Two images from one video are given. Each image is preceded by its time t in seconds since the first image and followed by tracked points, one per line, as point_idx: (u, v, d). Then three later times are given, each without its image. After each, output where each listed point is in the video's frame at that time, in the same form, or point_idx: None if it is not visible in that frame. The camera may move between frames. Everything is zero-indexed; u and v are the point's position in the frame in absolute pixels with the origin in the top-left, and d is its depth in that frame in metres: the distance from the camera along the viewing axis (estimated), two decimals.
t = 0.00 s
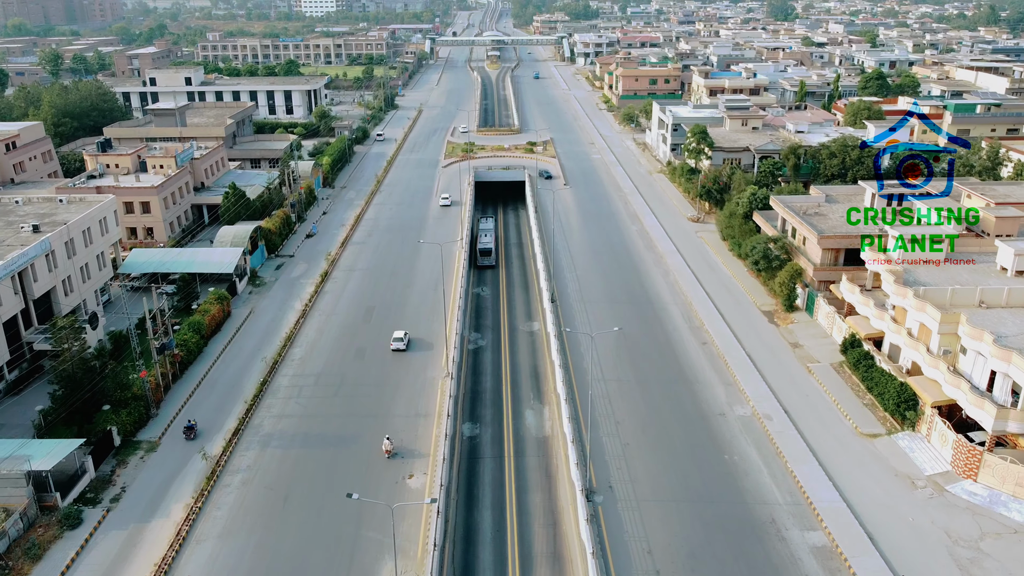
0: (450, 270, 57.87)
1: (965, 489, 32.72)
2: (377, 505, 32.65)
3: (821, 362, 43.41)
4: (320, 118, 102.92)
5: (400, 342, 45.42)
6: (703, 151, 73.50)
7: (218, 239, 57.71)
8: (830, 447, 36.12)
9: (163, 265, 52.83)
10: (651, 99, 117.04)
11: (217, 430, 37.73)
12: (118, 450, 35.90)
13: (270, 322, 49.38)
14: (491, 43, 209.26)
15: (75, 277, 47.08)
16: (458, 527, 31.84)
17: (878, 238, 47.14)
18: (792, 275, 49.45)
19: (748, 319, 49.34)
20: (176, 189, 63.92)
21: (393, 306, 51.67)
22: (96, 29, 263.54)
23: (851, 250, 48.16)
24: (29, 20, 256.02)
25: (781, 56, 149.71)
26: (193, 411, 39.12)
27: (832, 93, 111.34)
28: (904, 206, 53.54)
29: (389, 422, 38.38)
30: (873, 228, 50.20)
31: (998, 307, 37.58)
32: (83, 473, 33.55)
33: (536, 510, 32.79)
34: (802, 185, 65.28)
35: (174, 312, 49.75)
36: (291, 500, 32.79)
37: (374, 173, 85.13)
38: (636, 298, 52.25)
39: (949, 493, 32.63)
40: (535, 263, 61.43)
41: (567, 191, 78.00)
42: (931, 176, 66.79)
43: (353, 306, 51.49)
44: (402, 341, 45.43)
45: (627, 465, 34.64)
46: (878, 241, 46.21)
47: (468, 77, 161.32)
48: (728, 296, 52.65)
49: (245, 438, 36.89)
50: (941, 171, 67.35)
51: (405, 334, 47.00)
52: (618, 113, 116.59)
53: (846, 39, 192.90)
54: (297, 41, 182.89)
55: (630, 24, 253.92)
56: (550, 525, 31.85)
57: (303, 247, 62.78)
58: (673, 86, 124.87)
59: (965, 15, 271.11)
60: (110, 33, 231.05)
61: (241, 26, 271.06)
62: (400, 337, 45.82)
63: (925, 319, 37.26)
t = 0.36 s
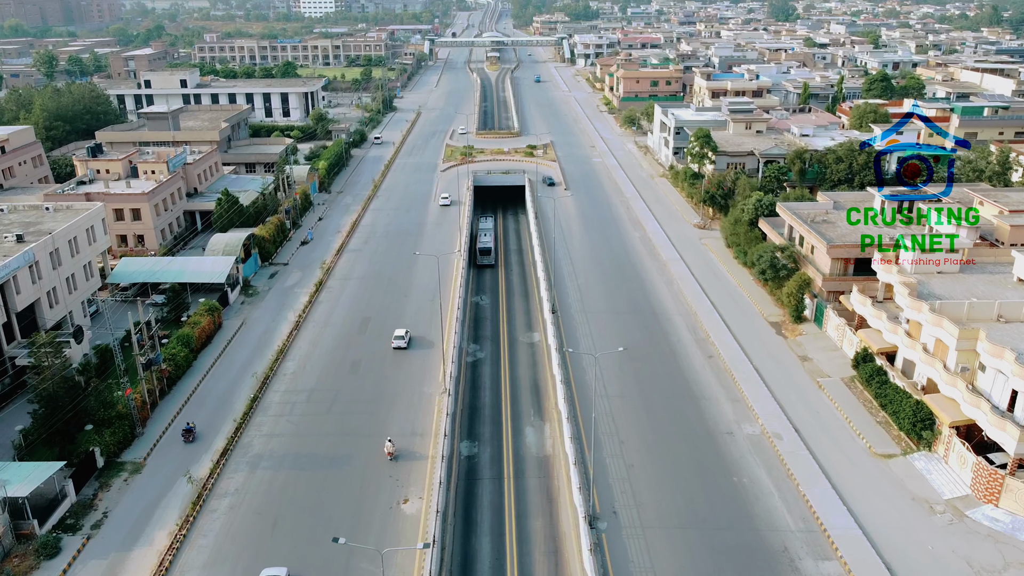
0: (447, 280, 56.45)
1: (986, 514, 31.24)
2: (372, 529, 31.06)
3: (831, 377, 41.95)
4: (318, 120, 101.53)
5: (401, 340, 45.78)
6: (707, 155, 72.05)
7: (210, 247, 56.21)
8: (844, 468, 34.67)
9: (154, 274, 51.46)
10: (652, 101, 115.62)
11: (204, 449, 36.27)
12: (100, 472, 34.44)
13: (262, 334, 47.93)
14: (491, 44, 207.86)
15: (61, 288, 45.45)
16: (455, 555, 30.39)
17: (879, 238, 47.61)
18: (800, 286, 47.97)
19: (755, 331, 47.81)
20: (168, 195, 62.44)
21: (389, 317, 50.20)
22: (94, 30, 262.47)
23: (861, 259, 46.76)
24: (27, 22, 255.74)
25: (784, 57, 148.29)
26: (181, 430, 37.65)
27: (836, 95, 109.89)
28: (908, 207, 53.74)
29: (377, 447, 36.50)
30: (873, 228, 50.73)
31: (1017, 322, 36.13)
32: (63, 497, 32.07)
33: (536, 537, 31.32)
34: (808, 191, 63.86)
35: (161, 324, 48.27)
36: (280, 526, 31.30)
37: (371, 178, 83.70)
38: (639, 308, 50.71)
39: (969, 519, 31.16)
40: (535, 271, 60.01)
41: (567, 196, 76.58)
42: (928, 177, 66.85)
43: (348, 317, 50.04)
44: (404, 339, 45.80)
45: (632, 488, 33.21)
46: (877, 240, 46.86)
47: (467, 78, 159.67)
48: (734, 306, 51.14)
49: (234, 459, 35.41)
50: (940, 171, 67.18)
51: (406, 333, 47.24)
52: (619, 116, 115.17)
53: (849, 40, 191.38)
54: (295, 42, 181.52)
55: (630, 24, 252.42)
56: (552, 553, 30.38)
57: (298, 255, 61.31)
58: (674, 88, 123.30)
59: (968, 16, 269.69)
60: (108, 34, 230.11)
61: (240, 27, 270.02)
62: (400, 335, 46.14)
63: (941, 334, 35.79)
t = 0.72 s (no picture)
0: (445, 289, 55.02)
1: (1009, 542, 29.67)
2: (365, 554, 29.89)
3: (843, 393, 40.45)
4: (314, 123, 100.11)
5: (404, 337, 46.18)
6: (710, 160, 70.55)
7: (201, 256, 54.77)
8: (858, 491, 33.17)
9: (143, 283, 50.06)
10: (654, 103, 114.12)
11: (191, 471, 34.81)
12: (82, 495, 32.99)
13: (253, 347, 46.45)
14: (490, 45, 206.41)
15: (45, 300, 43.84)
16: None
17: (878, 239, 48.09)
18: (809, 296, 46.50)
19: (762, 344, 46.36)
20: (159, 202, 60.96)
21: (384, 328, 48.71)
22: (92, 31, 261.22)
23: (872, 269, 45.29)
24: (24, 24, 255.13)
25: (787, 58, 146.89)
26: (166, 451, 36.17)
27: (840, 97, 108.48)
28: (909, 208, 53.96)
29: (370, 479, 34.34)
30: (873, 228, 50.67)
31: None
32: (42, 523, 30.60)
33: (537, 566, 29.85)
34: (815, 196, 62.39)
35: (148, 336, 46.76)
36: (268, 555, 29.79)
37: (368, 182, 82.20)
38: (643, 318, 49.23)
39: (992, 547, 29.62)
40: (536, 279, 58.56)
41: (568, 202, 75.12)
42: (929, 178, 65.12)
43: (342, 328, 48.60)
44: (406, 336, 46.17)
45: (637, 514, 31.74)
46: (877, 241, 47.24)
47: (467, 80, 158.18)
48: (740, 317, 49.68)
49: (221, 483, 33.95)
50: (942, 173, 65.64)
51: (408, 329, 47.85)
52: (620, 118, 113.76)
53: (851, 41, 190.13)
54: (293, 44, 180.05)
55: (630, 26, 251.13)
56: None
57: (292, 263, 59.83)
58: (676, 90, 121.72)
59: (970, 16, 268.38)
60: (105, 35, 228.69)
61: (237, 28, 268.64)
62: (402, 333, 46.48)
63: (959, 351, 34.29)
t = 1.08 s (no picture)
0: (442, 301, 53.60)
1: None
2: None
3: (855, 410, 38.96)
4: (311, 127, 98.64)
5: (405, 335, 46.88)
6: (714, 165, 69.10)
7: (192, 266, 53.29)
8: (875, 517, 31.63)
9: (132, 295, 48.71)
10: (656, 106, 112.63)
11: (176, 496, 33.28)
12: (62, 521, 31.53)
13: (244, 362, 44.99)
14: (490, 45, 204.74)
15: (28, 314, 42.26)
16: None
17: (878, 238, 49.28)
18: (818, 308, 45.02)
19: (770, 358, 44.84)
20: (150, 209, 59.47)
21: (379, 341, 47.25)
22: (89, 33, 259.62)
23: (883, 280, 43.81)
24: (21, 25, 253.80)
25: (789, 60, 145.46)
26: (151, 474, 34.67)
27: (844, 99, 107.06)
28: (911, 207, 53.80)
29: (364, 488, 33.82)
30: (873, 228, 51.44)
31: None
32: (19, 553, 29.07)
33: None
34: (822, 203, 60.93)
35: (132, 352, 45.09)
36: None
37: (365, 187, 80.73)
38: (646, 331, 47.70)
39: None
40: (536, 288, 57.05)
41: (570, 208, 73.65)
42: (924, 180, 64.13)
43: (337, 341, 47.14)
44: (407, 335, 46.88)
45: (643, 543, 30.24)
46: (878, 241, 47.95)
47: (466, 82, 156.71)
48: (747, 329, 48.20)
49: (207, 509, 32.42)
50: (942, 172, 64.14)
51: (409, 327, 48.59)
52: (621, 121, 112.36)
53: (853, 42, 188.79)
54: (290, 45, 178.48)
55: (631, 26, 249.66)
56: None
57: (286, 271, 58.37)
58: (678, 92, 120.22)
59: (972, 16, 266.86)
60: (102, 36, 227.02)
61: (236, 29, 267.07)
62: (403, 331, 47.25)
63: (979, 369, 32.87)
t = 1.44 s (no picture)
0: (441, 312, 52.20)
1: None
2: None
3: (869, 429, 37.46)
4: (308, 130, 97.18)
5: (407, 333, 47.62)
6: (718, 169, 67.56)
7: (183, 275, 51.81)
8: (894, 545, 30.09)
9: (119, 306, 47.24)
10: (658, 108, 111.15)
11: (160, 522, 31.80)
12: (40, 550, 30.08)
13: (235, 376, 43.49)
14: (489, 46, 203.20)
15: (10, 328, 40.73)
16: None
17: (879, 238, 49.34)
18: (829, 320, 43.50)
19: (779, 371, 43.37)
20: (141, 216, 57.98)
21: (374, 354, 45.88)
22: (86, 35, 258.36)
23: (896, 292, 42.35)
24: (17, 27, 252.31)
25: (792, 61, 144.04)
26: (134, 498, 33.19)
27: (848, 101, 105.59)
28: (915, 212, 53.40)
29: (359, 496, 33.35)
30: (874, 227, 51.48)
31: None
32: None
33: None
34: (830, 209, 59.44)
35: (117, 367, 43.46)
36: None
37: (362, 192, 79.22)
38: (651, 343, 46.22)
39: None
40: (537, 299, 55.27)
41: (571, 214, 72.04)
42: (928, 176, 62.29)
43: (331, 355, 45.66)
44: (408, 331, 47.66)
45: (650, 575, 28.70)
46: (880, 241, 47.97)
47: (466, 83, 155.26)
48: (755, 342, 46.68)
49: (192, 536, 30.95)
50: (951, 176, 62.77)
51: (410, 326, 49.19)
52: (623, 124, 110.91)
53: (855, 43, 187.39)
54: (288, 47, 176.98)
55: (631, 27, 248.35)
56: None
57: (280, 281, 56.88)
58: (680, 94, 118.52)
59: (974, 16, 265.60)
60: (100, 37, 225.78)
61: (234, 30, 265.62)
62: (405, 328, 48.00)
63: (1001, 389, 31.37)
